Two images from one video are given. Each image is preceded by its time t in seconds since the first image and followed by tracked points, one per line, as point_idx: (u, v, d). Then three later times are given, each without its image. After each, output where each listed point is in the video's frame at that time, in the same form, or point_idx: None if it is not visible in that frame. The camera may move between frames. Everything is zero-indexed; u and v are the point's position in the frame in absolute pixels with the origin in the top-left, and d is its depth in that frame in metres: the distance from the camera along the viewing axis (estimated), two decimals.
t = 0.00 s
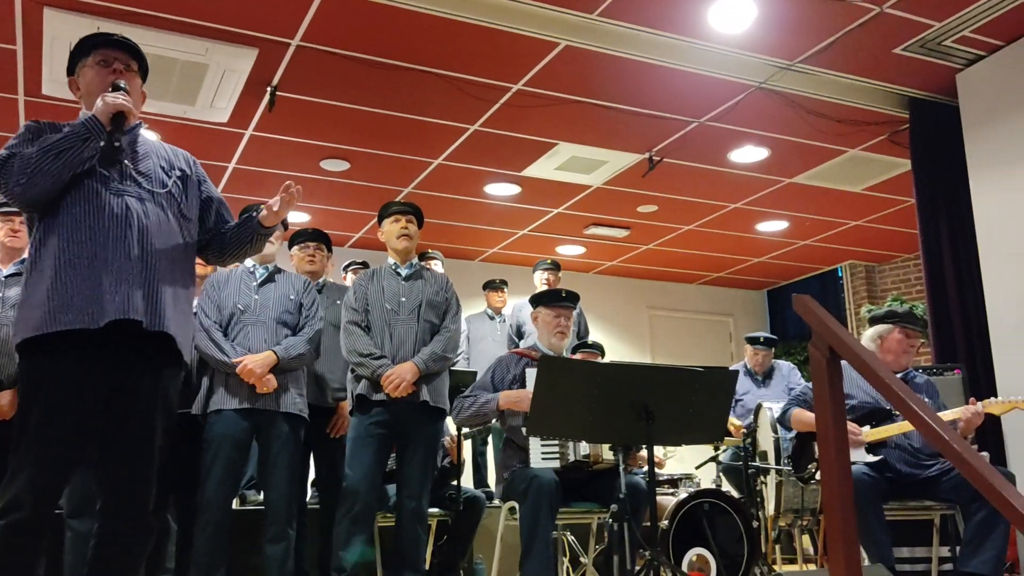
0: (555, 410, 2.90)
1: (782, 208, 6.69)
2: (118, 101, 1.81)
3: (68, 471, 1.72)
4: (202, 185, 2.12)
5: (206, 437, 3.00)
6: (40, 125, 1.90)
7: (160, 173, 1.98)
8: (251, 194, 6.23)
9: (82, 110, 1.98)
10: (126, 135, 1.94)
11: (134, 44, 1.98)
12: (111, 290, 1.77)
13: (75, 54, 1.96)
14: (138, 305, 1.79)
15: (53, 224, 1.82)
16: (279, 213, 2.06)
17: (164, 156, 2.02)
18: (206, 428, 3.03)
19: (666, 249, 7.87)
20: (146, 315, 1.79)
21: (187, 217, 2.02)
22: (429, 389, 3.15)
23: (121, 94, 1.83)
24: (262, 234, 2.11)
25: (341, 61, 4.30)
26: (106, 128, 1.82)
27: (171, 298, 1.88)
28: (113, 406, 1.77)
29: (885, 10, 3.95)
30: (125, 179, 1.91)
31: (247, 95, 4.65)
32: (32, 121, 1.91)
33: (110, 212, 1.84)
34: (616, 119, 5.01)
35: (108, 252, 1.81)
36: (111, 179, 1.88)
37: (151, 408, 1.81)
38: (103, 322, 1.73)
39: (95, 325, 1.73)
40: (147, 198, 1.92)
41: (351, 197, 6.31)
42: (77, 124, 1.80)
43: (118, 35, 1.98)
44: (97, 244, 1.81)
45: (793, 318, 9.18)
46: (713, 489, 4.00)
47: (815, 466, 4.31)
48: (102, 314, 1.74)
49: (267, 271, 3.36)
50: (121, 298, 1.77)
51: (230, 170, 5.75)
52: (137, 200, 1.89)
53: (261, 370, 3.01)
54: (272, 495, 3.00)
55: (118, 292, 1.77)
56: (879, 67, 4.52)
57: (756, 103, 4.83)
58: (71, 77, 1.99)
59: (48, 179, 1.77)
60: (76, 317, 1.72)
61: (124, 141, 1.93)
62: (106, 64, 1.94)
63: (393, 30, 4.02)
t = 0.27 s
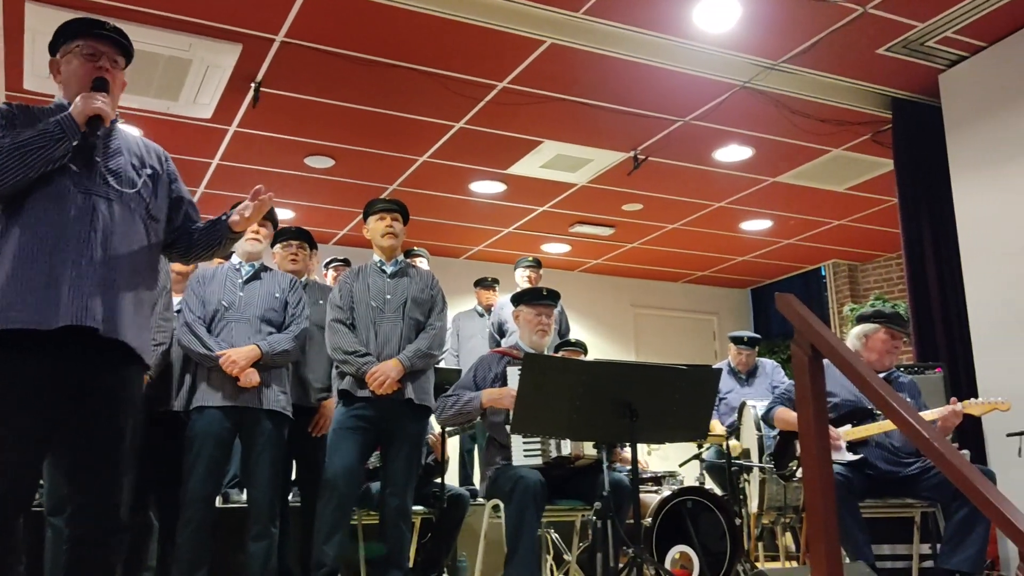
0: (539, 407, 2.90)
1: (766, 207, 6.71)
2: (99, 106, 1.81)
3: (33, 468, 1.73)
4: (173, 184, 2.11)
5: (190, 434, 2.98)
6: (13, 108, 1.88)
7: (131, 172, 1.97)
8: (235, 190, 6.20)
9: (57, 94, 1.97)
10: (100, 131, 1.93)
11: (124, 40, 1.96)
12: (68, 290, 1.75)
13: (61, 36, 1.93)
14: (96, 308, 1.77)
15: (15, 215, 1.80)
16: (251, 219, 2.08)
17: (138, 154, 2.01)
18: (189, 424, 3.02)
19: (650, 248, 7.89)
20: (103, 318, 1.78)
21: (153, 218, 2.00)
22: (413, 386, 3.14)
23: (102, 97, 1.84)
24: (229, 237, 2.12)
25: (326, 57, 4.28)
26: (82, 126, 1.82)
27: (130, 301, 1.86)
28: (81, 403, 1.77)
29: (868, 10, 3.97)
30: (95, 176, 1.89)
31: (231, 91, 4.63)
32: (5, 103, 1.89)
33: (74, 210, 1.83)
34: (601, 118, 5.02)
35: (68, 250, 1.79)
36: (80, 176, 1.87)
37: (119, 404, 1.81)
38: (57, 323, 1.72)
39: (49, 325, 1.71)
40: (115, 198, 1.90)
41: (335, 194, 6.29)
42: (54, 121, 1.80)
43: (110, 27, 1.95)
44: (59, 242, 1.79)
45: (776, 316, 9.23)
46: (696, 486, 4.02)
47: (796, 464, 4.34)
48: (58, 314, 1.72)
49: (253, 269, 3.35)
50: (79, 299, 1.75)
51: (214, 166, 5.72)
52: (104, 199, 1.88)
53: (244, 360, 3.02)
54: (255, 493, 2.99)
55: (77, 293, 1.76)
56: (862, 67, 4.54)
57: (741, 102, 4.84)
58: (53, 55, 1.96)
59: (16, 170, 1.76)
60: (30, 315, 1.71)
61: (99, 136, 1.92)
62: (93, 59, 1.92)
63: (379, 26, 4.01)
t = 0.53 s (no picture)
0: (525, 405, 2.91)
1: (753, 206, 6.73)
2: (82, 115, 1.80)
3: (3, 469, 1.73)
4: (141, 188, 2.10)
5: (175, 431, 2.97)
6: None
7: (102, 177, 1.96)
8: (221, 187, 6.17)
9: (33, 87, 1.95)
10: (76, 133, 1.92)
11: (107, 39, 1.95)
12: (33, 295, 1.74)
13: (41, 28, 1.89)
14: (61, 314, 1.76)
15: None
16: (217, 232, 2.08)
17: (109, 158, 2.00)
18: (174, 421, 3.00)
19: (638, 246, 7.90)
20: (67, 325, 1.77)
21: (120, 223, 2.00)
22: (400, 384, 3.13)
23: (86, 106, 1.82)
24: (192, 248, 2.12)
25: (313, 53, 4.26)
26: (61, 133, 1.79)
27: (93, 308, 1.85)
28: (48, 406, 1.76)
29: (855, 10, 3.99)
30: (65, 180, 1.88)
31: (217, 87, 4.61)
32: None
33: (43, 214, 1.82)
34: (588, 116, 5.02)
35: (34, 254, 1.78)
36: (51, 180, 1.85)
37: (91, 405, 1.81)
38: (20, 329, 1.70)
39: (12, 330, 1.70)
40: (84, 203, 1.89)
41: (322, 191, 6.27)
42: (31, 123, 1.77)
43: (92, 24, 1.93)
44: (26, 245, 1.78)
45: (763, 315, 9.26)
46: (682, 484, 4.03)
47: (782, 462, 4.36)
48: (22, 320, 1.71)
49: (242, 265, 3.33)
50: (44, 304, 1.74)
51: (200, 163, 5.69)
52: (73, 204, 1.87)
53: (231, 357, 3.00)
54: (241, 491, 2.97)
55: (42, 299, 1.74)
56: (849, 66, 4.56)
57: (728, 101, 4.86)
58: (31, 46, 1.93)
59: None
60: None
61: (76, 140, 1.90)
62: (75, 57, 1.91)
63: (367, 23, 4.00)
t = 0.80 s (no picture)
0: (514, 403, 2.91)
1: (742, 205, 6.75)
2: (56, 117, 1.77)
3: None
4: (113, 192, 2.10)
5: (164, 430, 2.96)
6: None
7: (76, 181, 1.96)
8: (210, 184, 6.15)
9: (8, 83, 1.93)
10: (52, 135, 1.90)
11: (81, 35, 1.94)
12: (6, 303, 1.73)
13: (15, 26, 1.89)
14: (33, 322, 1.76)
15: None
16: (182, 236, 2.09)
17: (84, 162, 2.00)
18: (164, 420, 2.99)
19: (627, 245, 7.91)
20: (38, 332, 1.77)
21: (91, 228, 2.00)
22: (389, 381, 3.14)
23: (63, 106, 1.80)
24: (158, 250, 2.12)
25: (303, 50, 4.25)
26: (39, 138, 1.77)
27: (62, 314, 1.86)
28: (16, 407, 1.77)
29: (844, 10, 4.00)
30: (41, 184, 1.87)
31: (205, 84, 4.59)
32: None
33: (18, 219, 1.81)
34: (578, 114, 5.02)
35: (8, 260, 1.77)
36: (27, 185, 1.84)
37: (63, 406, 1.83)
38: None
39: None
40: (58, 208, 1.89)
41: (312, 189, 6.26)
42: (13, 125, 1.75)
43: (66, 19, 1.92)
44: None
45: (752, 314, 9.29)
46: (671, 482, 4.04)
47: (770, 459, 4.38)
48: None
49: (228, 263, 3.31)
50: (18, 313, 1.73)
51: (189, 159, 5.67)
52: (47, 209, 1.87)
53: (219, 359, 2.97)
54: (230, 489, 2.97)
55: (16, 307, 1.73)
56: (838, 66, 4.58)
57: (717, 100, 4.87)
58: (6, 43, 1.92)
59: None
60: None
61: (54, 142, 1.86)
62: (49, 52, 1.89)
63: (357, 20, 3.99)
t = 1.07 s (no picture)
0: (508, 402, 2.91)
1: (736, 204, 6.76)
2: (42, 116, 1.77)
3: None
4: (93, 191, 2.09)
5: (157, 429, 2.95)
6: None
7: (56, 181, 1.95)
8: (204, 182, 6.13)
9: None
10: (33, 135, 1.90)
11: (63, 33, 1.94)
12: None
13: None
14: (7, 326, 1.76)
15: None
16: (161, 234, 2.10)
17: (65, 161, 1.99)
18: (157, 420, 2.98)
19: (622, 244, 7.92)
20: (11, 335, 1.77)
21: (69, 228, 2.00)
22: (384, 380, 3.13)
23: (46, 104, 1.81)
24: (136, 249, 2.13)
25: (298, 49, 4.25)
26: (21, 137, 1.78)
27: (36, 316, 1.86)
28: None
29: (837, 10, 4.01)
30: (20, 185, 1.87)
31: (199, 82, 4.58)
32: None
33: None
34: (573, 113, 5.03)
35: None
36: (6, 186, 1.84)
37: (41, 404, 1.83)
38: None
39: None
40: (37, 210, 1.89)
41: (306, 187, 6.24)
42: None
43: (49, 17, 1.92)
44: None
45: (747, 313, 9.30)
46: (666, 481, 4.04)
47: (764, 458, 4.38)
48: None
49: (219, 262, 3.30)
50: None
51: (182, 158, 5.65)
52: (26, 211, 1.86)
53: (212, 359, 2.97)
54: (224, 488, 2.96)
55: None
56: (832, 65, 4.58)
57: (712, 100, 4.87)
58: None
59: None
60: None
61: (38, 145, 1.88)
62: (30, 50, 1.89)
63: (352, 19, 3.99)
